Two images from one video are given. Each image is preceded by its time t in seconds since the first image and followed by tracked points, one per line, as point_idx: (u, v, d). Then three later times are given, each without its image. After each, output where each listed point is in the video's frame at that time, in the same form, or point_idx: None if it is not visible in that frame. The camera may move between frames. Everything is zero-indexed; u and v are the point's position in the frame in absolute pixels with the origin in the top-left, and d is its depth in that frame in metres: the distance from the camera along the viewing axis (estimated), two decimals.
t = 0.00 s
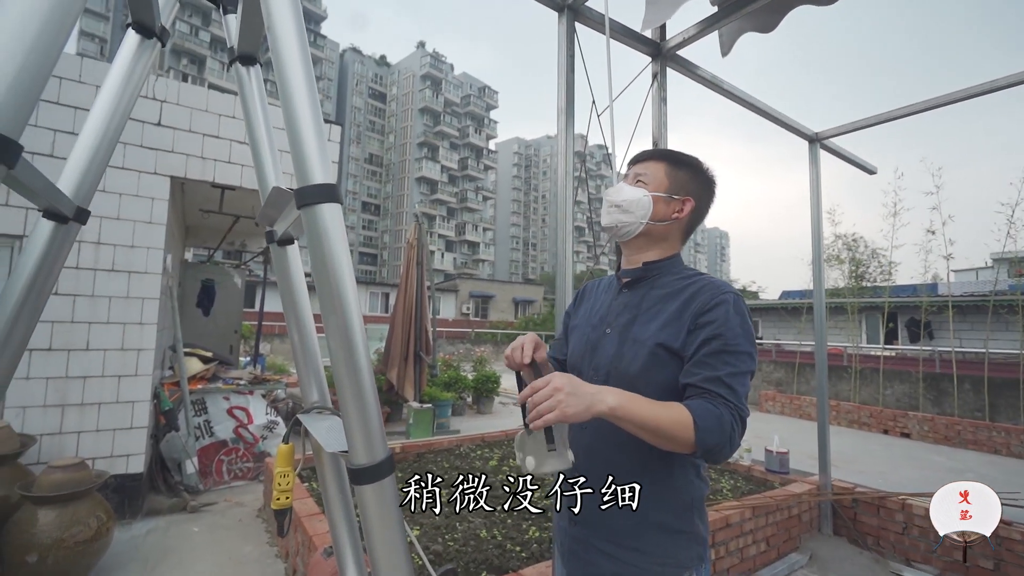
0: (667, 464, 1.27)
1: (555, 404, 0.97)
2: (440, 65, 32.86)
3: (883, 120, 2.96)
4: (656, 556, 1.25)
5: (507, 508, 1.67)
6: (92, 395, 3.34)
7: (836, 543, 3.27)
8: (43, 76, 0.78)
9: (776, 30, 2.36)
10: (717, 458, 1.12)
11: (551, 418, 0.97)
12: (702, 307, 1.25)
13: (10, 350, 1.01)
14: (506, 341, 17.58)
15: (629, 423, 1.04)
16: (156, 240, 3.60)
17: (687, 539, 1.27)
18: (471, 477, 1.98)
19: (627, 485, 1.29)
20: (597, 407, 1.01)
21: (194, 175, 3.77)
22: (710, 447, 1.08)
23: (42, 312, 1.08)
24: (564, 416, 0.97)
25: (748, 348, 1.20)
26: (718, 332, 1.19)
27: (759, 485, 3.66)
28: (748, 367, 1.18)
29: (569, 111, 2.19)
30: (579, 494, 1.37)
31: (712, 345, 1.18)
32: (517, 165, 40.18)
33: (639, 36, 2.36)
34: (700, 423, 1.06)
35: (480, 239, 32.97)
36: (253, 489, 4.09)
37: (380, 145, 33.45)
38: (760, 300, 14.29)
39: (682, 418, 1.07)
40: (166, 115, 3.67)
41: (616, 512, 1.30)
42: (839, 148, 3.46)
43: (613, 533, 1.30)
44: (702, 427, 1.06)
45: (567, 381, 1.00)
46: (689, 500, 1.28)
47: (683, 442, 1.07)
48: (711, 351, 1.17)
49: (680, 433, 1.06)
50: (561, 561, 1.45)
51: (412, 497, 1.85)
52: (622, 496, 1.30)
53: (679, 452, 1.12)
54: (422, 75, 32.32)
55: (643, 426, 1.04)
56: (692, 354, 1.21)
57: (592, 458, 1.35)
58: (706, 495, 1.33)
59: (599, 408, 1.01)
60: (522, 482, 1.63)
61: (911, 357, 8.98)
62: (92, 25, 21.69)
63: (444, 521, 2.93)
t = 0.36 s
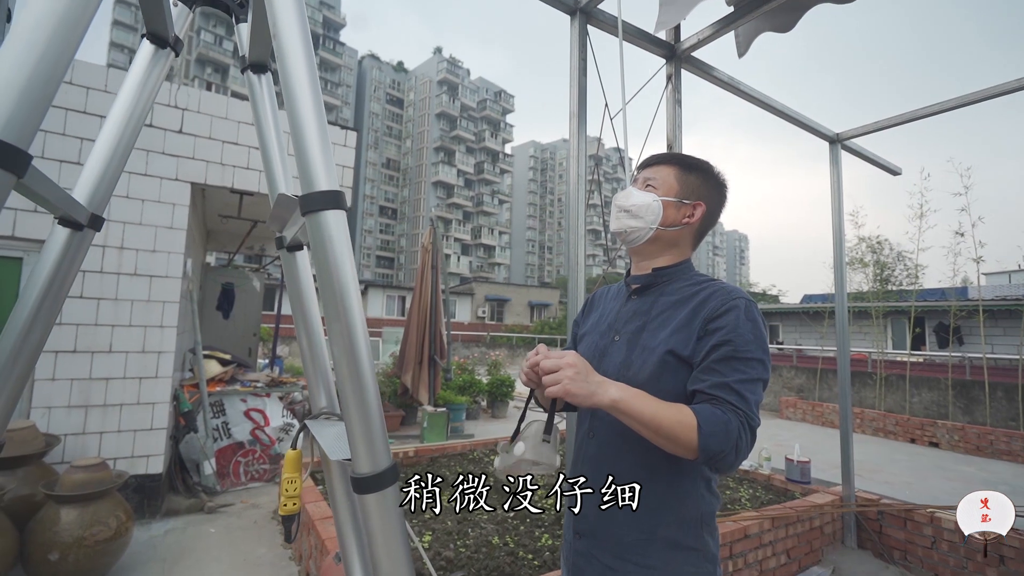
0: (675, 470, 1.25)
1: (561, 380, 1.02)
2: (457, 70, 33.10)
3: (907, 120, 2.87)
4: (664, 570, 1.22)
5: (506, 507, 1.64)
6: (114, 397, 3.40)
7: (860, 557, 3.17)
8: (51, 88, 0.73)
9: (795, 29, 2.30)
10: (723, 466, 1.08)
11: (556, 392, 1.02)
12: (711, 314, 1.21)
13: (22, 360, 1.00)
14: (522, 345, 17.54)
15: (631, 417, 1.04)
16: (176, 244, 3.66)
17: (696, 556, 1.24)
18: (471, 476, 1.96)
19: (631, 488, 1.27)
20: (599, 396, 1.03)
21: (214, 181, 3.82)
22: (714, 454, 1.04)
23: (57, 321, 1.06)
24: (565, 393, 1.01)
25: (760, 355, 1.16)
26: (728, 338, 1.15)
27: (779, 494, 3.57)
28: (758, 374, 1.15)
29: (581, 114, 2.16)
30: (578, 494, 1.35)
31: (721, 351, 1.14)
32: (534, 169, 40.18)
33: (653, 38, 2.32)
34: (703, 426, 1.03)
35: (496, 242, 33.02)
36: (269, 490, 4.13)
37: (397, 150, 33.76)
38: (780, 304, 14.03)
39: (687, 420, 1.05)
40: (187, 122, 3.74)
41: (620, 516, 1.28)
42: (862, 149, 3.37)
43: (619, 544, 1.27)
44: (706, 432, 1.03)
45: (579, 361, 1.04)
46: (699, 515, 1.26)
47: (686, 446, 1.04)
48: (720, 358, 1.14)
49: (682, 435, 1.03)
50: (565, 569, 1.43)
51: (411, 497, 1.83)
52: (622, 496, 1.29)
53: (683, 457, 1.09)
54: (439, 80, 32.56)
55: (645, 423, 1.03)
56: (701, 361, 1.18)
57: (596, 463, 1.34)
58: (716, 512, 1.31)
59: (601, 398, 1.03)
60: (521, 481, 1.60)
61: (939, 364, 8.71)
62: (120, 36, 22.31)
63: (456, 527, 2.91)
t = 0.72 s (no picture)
0: (681, 482, 1.22)
1: (578, 388, 0.96)
2: (469, 79, 33.35)
3: (924, 121, 2.81)
4: None
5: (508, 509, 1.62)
6: (129, 405, 3.45)
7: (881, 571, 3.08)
8: (48, 90, 0.74)
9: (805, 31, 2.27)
10: (736, 480, 1.04)
11: (572, 400, 0.97)
12: (723, 322, 1.18)
13: (24, 372, 1.00)
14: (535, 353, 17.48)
15: (645, 427, 0.99)
16: (190, 255, 3.71)
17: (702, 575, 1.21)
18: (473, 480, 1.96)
19: (634, 494, 1.24)
20: (614, 405, 0.97)
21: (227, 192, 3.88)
22: (728, 466, 1.00)
23: (59, 334, 1.07)
24: (582, 403, 0.96)
25: (773, 364, 1.13)
26: (741, 346, 1.12)
27: (796, 506, 3.48)
28: (772, 384, 1.11)
29: (586, 120, 2.15)
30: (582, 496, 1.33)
31: (734, 360, 1.11)
32: (547, 176, 40.23)
33: (660, 43, 2.30)
34: (718, 437, 0.99)
35: (510, 250, 33.07)
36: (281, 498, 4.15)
37: (411, 159, 34.07)
38: (797, 310, 13.79)
39: (702, 431, 1.00)
40: (201, 134, 3.80)
41: (625, 522, 1.25)
42: (877, 151, 3.30)
43: (626, 561, 1.23)
44: (721, 443, 0.99)
45: (595, 367, 0.99)
46: (705, 530, 1.23)
47: (699, 457, 1.00)
48: (733, 366, 1.10)
49: (697, 446, 0.99)
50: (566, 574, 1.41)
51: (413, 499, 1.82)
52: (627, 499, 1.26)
53: (696, 469, 1.05)
54: (452, 89, 32.83)
55: (659, 433, 0.99)
56: (712, 370, 1.14)
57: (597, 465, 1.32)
58: (723, 527, 1.28)
59: (615, 406, 0.97)
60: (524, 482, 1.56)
61: (964, 370, 8.46)
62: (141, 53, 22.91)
63: (465, 536, 2.89)
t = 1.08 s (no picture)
0: (672, 480, 1.21)
1: (555, 389, 0.96)
2: (468, 83, 33.43)
3: (919, 115, 2.79)
4: None
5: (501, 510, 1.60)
6: (128, 415, 3.45)
7: (886, 568, 3.05)
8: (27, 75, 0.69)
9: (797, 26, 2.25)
10: (721, 475, 1.03)
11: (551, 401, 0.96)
12: (709, 317, 1.17)
13: (8, 384, 1.00)
14: (539, 355, 17.48)
15: (624, 425, 0.98)
16: (187, 263, 3.72)
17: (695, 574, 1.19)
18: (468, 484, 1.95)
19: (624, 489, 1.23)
20: (593, 403, 0.97)
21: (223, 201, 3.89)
22: (711, 461, 0.99)
23: (41, 346, 1.07)
24: (561, 403, 0.95)
25: (760, 359, 1.11)
26: (726, 341, 1.10)
27: (800, 504, 3.46)
28: (759, 379, 1.09)
29: (577, 121, 2.14)
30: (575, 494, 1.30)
31: (719, 355, 1.09)
32: (547, 178, 40.26)
33: (651, 42, 2.29)
34: (700, 432, 0.98)
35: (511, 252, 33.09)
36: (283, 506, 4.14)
37: (411, 163, 34.16)
38: (801, 306, 13.75)
39: (684, 427, 0.99)
40: (197, 143, 3.82)
41: (617, 521, 1.24)
42: (874, 146, 3.28)
43: (618, 559, 1.22)
44: (703, 438, 0.98)
45: (571, 367, 0.98)
46: (696, 528, 1.21)
47: (681, 453, 0.99)
48: (718, 361, 1.09)
49: (679, 442, 0.98)
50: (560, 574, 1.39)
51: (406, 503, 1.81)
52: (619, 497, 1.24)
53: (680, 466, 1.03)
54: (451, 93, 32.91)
55: (639, 431, 0.98)
56: (698, 365, 1.13)
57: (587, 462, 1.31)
58: (714, 525, 1.26)
59: (595, 405, 0.97)
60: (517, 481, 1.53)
61: (969, 364, 8.40)
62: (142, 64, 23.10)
63: (466, 540, 2.87)
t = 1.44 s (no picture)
0: (671, 479, 1.20)
1: (549, 387, 0.97)
2: (466, 82, 33.41)
3: (917, 109, 2.77)
4: None
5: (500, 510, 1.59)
6: (129, 419, 3.46)
7: (887, 563, 3.05)
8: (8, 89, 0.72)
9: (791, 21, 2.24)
10: (720, 474, 1.02)
11: (546, 400, 0.97)
12: (708, 315, 1.16)
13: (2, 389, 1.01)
14: (540, 354, 17.48)
15: (619, 424, 0.98)
16: (185, 266, 3.72)
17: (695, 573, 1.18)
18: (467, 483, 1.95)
19: (622, 488, 1.23)
20: (588, 402, 0.97)
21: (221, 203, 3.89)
22: (709, 460, 0.98)
23: (34, 349, 1.07)
24: (553, 400, 0.96)
25: (758, 357, 1.10)
26: (724, 339, 1.10)
27: (802, 500, 3.45)
28: (757, 378, 1.09)
29: (572, 119, 2.13)
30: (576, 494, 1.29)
31: (717, 353, 1.09)
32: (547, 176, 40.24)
33: (645, 38, 2.28)
34: (697, 432, 0.97)
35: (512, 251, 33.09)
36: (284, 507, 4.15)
37: (411, 164, 34.18)
38: (801, 302, 13.73)
39: (681, 426, 0.98)
40: (193, 146, 3.82)
41: (617, 521, 1.23)
42: (872, 140, 3.27)
43: (619, 559, 1.21)
44: (701, 437, 0.97)
45: (566, 366, 0.98)
46: (696, 527, 1.21)
47: (679, 452, 0.98)
48: (716, 359, 1.08)
49: (676, 440, 0.97)
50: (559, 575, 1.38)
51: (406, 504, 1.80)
52: (619, 497, 1.23)
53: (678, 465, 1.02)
54: (449, 93, 32.91)
55: (634, 430, 0.97)
56: (697, 364, 1.12)
57: (584, 461, 1.30)
58: (713, 523, 1.25)
59: (590, 404, 0.97)
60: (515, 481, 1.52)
61: (971, 358, 8.38)
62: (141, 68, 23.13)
63: (467, 540, 2.87)
